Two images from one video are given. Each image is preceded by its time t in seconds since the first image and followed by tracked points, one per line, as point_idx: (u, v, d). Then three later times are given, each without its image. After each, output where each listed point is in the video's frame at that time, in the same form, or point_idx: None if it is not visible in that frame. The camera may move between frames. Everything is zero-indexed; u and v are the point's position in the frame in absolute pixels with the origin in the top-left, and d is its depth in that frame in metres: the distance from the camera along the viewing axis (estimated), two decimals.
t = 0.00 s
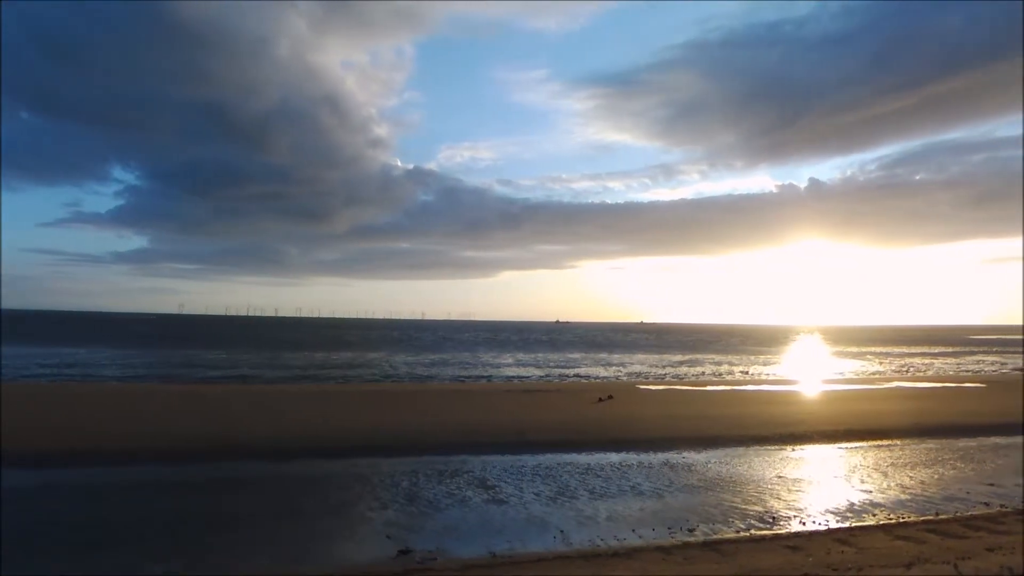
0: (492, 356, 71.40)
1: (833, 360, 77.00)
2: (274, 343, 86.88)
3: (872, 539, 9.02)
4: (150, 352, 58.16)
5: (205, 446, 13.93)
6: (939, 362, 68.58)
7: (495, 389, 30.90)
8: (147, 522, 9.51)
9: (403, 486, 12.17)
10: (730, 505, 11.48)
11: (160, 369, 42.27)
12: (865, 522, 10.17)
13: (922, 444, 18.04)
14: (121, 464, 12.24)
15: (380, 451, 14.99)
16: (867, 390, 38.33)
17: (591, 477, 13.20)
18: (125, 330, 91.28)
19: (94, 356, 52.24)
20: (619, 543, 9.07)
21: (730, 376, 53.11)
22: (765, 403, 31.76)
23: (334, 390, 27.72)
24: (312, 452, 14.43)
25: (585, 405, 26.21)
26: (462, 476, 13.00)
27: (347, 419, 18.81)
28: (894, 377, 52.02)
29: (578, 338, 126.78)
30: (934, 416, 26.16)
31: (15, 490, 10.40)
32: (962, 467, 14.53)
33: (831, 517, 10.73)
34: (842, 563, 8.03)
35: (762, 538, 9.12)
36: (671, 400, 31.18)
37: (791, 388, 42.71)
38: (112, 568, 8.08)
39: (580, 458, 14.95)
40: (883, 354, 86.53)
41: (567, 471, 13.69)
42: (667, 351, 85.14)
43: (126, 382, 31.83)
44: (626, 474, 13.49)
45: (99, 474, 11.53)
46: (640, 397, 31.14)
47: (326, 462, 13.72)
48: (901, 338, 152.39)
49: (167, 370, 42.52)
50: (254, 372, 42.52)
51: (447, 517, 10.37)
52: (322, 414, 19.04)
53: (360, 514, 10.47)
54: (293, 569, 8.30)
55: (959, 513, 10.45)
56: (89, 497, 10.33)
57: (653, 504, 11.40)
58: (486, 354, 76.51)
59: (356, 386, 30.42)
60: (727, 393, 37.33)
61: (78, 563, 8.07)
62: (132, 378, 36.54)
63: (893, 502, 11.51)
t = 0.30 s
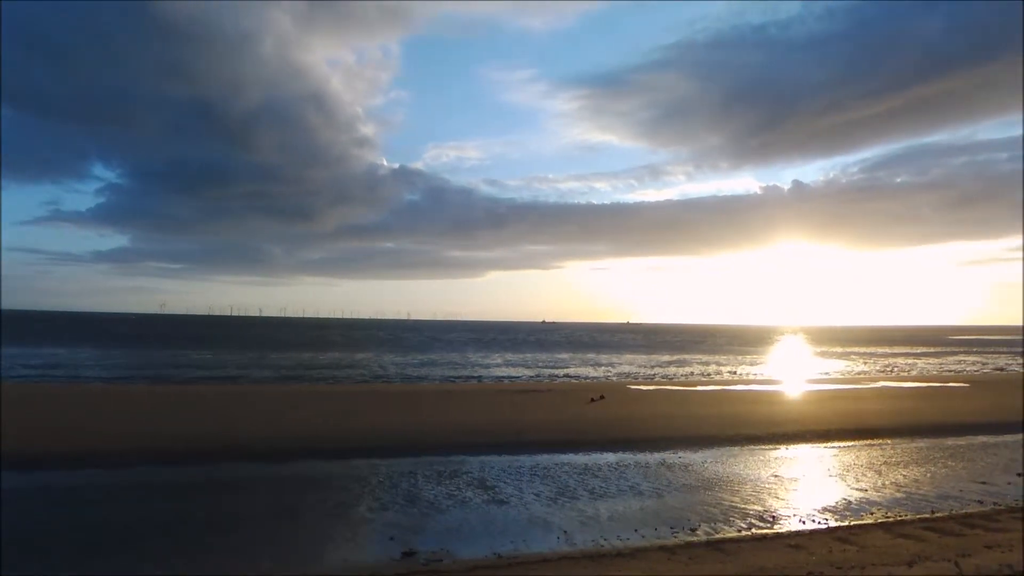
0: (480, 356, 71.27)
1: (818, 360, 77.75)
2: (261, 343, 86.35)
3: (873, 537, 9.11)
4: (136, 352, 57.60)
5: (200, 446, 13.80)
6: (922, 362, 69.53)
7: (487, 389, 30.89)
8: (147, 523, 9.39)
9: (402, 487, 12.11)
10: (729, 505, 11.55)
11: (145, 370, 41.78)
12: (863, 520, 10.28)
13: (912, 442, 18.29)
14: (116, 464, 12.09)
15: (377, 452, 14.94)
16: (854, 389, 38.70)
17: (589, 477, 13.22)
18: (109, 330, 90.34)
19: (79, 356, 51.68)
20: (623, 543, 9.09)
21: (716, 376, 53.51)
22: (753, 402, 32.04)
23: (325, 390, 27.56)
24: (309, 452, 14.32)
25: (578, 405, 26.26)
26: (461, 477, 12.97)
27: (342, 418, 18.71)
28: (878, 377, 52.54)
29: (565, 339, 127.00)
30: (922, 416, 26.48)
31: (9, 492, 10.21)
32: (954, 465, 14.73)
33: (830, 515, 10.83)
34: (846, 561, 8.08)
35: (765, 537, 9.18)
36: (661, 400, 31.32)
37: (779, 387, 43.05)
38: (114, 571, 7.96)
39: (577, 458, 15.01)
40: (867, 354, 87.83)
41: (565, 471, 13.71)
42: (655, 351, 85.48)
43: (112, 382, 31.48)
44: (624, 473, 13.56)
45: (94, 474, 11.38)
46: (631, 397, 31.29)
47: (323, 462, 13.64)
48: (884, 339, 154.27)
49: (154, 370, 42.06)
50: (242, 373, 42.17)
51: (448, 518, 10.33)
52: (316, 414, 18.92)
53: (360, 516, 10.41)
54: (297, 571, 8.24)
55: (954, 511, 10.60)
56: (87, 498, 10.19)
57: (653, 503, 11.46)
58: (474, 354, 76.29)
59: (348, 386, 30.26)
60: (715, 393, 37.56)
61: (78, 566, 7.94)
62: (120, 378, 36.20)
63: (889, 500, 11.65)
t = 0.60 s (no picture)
0: (469, 356, 71.08)
1: (804, 360, 78.39)
2: (247, 343, 85.80)
3: (872, 534, 9.23)
4: (120, 352, 57.00)
5: (196, 445, 13.65)
6: (906, 361, 70.39)
7: (479, 389, 30.90)
8: (147, 525, 9.27)
9: (401, 487, 12.08)
10: (728, 503, 11.65)
11: (131, 371, 41.22)
12: (860, 517, 10.39)
13: (902, 441, 18.51)
14: (111, 463, 11.93)
15: (374, 452, 14.88)
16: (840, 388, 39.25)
17: (588, 477, 13.25)
18: (93, 330, 89.35)
19: (63, 356, 51.08)
20: (627, 542, 9.13)
21: (705, 376, 53.79)
22: (743, 402, 32.25)
23: (317, 391, 27.37)
24: (306, 452, 14.23)
25: (571, 405, 26.30)
26: (460, 476, 12.95)
27: (336, 418, 18.60)
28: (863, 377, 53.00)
29: (553, 339, 127.05)
30: (909, 415, 26.88)
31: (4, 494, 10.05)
32: (944, 462, 14.93)
33: (828, 513, 10.95)
34: (848, 558, 8.17)
35: (766, 535, 9.25)
36: (653, 400, 31.43)
37: (767, 387, 43.35)
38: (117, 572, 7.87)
39: (574, 457, 15.04)
40: (851, 354, 89.10)
41: (563, 470, 13.73)
42: (642, 351, 85.72)
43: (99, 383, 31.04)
44: (622, 473, 13.61)
45: (89, 475, 11.22)
46: (622, 397, 31.36)
47: (321, 463, 13.54)
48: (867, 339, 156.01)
49: (140, 371, 41.49)
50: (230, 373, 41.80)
51: (450, 518, 10.31)
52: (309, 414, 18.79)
53: (361, 516, 10.37)
54: (302, 572, 8.19)
55: (949, 508, 10.76)
56: (84, 499, 10.04)
57: (652, 502, 11.53)
58: (462, 355, 75.97)
59: (339, 387, 30.07)
60: (705, 393, 37.75)
61: (79, 569, 7.83)
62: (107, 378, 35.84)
63: (884, 497, 11.79)
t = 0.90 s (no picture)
0: (458, 356, 70.92)
1: (789, 360, 79.07)
2: (233, 343, 85.23)
3: (872, 530, 9.34)
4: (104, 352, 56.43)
5: (191, 446, 13.50)
6: (890, 361, 71.29)
7: (470, 389, 30.88)
8: (144, 528, 9.13)
9: (401, 487, 12.03)
10: (727, 502, 11.72)
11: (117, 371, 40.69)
12: (858, 515, 10.51)
13: (892, 439, 18.74)
14: (106, 464, 11.78)
15: (371, 452, 14.81)
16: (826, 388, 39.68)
17: (586, 476, 13.28)
18: (75, 330, 88.29)
19: (47, 356, 50.50)
20: (631, 541, 9.15)
21: (693, 376, 54.11)
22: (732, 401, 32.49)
23: (308, 391, 27.19)
24: (303, 453, 14.14)
25: (563, 405, 26.34)
26: (459, 476, 12.93)
27: (331, 418, 18.49)
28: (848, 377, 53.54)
29: (541, 339, 127.16)
30: (897, 414, 27.24)
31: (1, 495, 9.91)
32: (936, 460, 15.14)
33: (826, 510, 11.06)
34: (851, 554, 8.26)
35: (768, 532, 9.32)
36: (644, 400, 31.55)
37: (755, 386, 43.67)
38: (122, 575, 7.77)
39: (571, 457, 15.06)
40: (835, 353, 90.24)
41: (562, 470, 13.75)
42: (630, 351, 86.02)
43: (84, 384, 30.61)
44: (620, 472, 13.66)
45: (86, 476, 11.07)
46: (613, 396, 31.45)
47: (318, 463, 13.44)
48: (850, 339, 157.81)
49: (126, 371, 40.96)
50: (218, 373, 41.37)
51: (452, 518, 10.28)
52: (304, 414, 18.67)
53: (363, 516, 10.31)
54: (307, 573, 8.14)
55: (945, 505, 10.91)
56: (78, 500, 9.89)
57: (652, 501, 11.58)
58: (450, 355, 75.76)
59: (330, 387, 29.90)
60: (694, 392, 37.96)
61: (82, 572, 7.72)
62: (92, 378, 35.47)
63: (880, 495, 11.93)
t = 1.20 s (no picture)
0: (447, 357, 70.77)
1: (775, 360, 79.70)
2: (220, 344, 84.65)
3: (870, 527, 9.45)
4: (90, 353, 55.91)
5: (186, 446, 13.38)
6: (874, 361, 72.10)
7: (463, 389, 30.92)
8: (144, 529, 9.05)
9: (401, 487, 11.99)
10: (726, 500, 11.81)
11: (105, 372, 40.28)
12: (855, 512, 10.64)
13: (882, 437, 18.97)
14: (101, 464, 11.65)
15: (368, 452, 14.75)
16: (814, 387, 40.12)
17: (585, 475, 13.33)
18: (58, 331, 87.33)
19: (30, 357, 49.88)
20: (635, 539, 9.19)
21: (682, 376, 54.42)
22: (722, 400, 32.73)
23: (300, 391, 27.00)
24: (301, 453, 14.04)
25: (556, 405, 26.37)
26: (457, 476, 12.90)
27: (326, 418, 18.40)
28: (833, 376, 54.14)
29: (528, 339, 127.48)
30: (884, 412, 27.60)
31: None
32: (927, 457, 15.39)
33: (824, 507, 11.17)
34: (852, 550, 8.36)
35: (769, 529, 9.40)
36: (635, 399, 31.68)
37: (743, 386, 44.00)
38: None
39: (569, 457, 15.10)
40: (818, 353, 91.17)
41: (560, 469, 13.77)
42: (618, 351, 86.27)
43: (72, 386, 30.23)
44: (618, 471, 13.72)
45: (84, 476, 10.96)
46: (605, 396, 31.59)
47: (315, 463, 13.37)
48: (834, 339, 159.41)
49: (113, 372, 40.52)
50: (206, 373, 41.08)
51: (454, 518, 10.26)
52: (299, 414, 18.57)
53: (364, 517, 10.25)
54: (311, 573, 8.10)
55: (939, 501, 11.07)
56: (77, 501, 9.77)
57: (652, 500, 11.64)
58: (439, 355, 75.54)
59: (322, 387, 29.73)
60: (684, 392, 38.19)
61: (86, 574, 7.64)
62: (80, 379, 35.14)
63: (876, 492, 12.07)
